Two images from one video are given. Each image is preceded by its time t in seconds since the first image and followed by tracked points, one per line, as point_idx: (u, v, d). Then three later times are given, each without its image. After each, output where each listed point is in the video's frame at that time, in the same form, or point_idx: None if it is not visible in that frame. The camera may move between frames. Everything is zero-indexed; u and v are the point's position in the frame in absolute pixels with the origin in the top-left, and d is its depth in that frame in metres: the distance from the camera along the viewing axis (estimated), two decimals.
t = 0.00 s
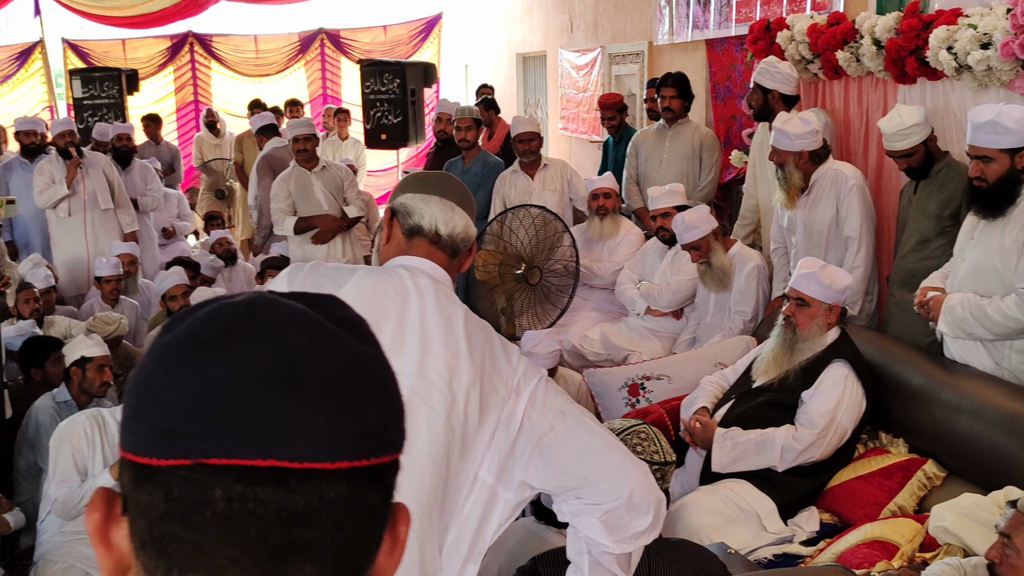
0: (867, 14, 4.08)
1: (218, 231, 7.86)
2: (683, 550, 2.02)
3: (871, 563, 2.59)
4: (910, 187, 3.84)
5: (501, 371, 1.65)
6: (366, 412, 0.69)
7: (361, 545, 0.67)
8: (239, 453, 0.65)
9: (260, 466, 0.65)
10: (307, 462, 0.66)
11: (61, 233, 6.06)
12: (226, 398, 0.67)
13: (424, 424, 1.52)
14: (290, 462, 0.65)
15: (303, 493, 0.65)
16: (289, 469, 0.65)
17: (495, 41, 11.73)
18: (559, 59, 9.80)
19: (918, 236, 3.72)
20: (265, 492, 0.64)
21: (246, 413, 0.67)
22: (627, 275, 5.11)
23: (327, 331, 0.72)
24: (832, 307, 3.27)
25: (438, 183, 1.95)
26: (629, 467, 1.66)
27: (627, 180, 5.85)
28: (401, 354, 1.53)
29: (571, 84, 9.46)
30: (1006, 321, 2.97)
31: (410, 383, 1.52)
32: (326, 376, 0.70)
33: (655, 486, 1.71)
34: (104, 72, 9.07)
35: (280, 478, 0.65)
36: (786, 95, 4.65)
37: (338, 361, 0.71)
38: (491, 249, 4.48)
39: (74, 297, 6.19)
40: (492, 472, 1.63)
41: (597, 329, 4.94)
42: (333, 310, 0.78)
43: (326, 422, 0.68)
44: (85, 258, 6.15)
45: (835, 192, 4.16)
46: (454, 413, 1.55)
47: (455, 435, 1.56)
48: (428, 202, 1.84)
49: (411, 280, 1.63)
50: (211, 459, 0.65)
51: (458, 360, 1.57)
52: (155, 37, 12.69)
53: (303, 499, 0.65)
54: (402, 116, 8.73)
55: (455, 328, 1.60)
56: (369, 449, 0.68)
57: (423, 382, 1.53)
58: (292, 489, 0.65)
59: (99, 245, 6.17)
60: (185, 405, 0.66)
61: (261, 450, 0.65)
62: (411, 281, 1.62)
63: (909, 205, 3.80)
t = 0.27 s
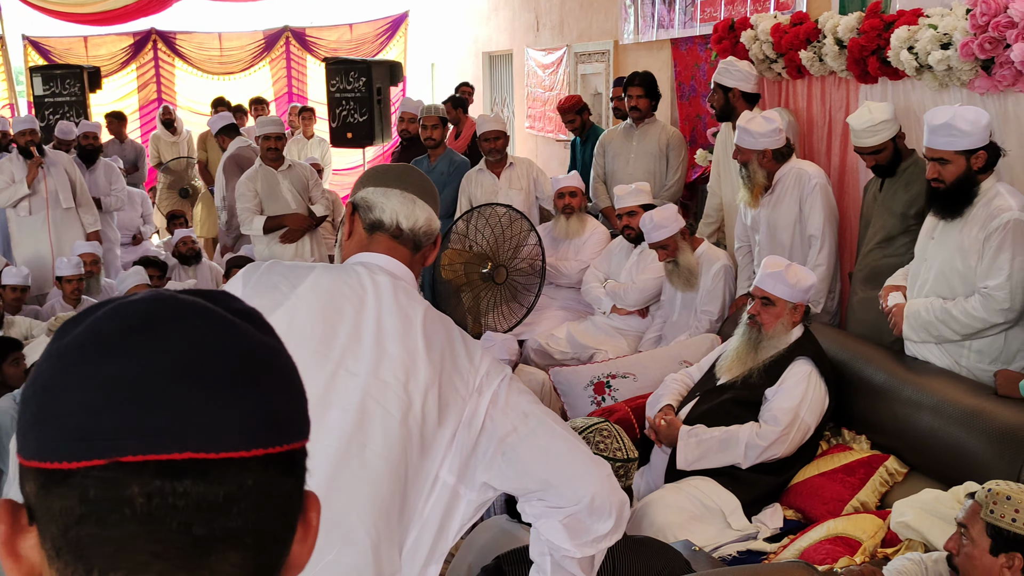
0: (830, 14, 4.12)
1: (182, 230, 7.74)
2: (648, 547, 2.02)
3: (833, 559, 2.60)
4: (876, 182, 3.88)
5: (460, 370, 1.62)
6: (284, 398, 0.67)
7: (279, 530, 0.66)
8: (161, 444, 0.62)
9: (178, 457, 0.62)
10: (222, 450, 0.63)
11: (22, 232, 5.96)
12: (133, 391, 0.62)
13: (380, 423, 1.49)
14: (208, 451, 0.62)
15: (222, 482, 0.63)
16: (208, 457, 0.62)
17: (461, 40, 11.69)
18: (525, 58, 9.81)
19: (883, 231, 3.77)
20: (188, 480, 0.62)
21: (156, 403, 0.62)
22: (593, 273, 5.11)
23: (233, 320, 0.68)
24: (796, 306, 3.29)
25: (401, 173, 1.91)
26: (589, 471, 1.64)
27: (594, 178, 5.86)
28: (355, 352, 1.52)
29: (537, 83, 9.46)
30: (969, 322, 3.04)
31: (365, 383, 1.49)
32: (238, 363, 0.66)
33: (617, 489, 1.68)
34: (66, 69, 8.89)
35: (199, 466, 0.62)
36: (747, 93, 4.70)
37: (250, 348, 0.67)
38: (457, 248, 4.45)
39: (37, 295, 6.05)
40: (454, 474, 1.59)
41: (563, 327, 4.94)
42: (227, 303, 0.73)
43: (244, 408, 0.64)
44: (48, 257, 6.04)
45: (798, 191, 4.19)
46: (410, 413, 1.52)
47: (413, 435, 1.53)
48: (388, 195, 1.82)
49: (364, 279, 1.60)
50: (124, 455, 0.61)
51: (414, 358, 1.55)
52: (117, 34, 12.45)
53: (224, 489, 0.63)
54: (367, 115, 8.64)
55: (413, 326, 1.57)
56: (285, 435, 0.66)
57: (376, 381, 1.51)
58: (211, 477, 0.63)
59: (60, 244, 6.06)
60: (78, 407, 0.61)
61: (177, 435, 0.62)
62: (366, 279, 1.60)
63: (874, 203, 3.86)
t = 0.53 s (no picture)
0: (799, 15, 4.15)
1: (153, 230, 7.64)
2: (620, 546, 2.02)
3: (803, 556, 2.63)
4: (851, 181, 3.89)
5: (425, 374, 1.63)
6: (224, 399, 0.68)
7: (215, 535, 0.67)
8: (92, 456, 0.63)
9: (112, 464, 0.63)
10: (162, 454, 0.65)
11: None
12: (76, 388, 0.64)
13: (342, 426, 1.50)
14: (145, 457, 0.64)
15: (154, 487, 0.64)
16: (138, 465, 0.64)
17: (434, 39, 11.66)
18: (497, 58, 9.80)
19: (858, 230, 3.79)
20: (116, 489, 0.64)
21: (97, 407, 0.64)
22: (565, 273, 5.11)
23: (180, 320, 0.69)
24: (768, 305, 3.32)
25: (378, 170, 1.91)
26: (559, 483, 1.67)
27: (568, 178, 5.87)
28: (318, 355, 1.54)
29: (510, 83, 9.45)
30: (939, 321, 3.04)
31: (325, 385, 1.52)
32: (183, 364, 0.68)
33: (588, 499, 1.72)
34: (34, 68, 8.75)
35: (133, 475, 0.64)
36: (715, 91, 4.73)
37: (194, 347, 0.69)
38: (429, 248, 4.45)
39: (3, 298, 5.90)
40: (421, 479, 1.61)
41: (536, 327, 4.94)
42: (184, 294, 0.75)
43: (184, 410, 0.66)
44: (16, 258, 5.89)
45: (769, 190, 4.22)
46: (373, 416, 1.54)
47: (377, 437, 1.54)
48: (363, 193, 1.81)
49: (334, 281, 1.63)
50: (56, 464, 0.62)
51: (378, 361, 1.56)
52: (87, 32, 12.15)
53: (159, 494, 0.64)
54: (340, 113, 8.59)
55: (376, 329, 1.59)
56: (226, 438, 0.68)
57: (339, 384, 1.53)
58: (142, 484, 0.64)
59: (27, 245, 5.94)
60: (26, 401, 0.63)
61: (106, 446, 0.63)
62: (330, 279, 1.63)
63: (847, 203, 3.88)
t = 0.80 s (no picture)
0: (773, 15, 4.18)
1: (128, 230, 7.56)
2: (597, 545, 2.02)
3: (778, 553, 2.64)
4: (829, 182, 3.90)
5: (385, 384, 1.62)
6: (207, 409, 0.68)
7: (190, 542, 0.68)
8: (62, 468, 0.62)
9: (85, 473, 0.63)
10: (139, 463, 0.65)
11: None
12: (55, 394, 0.64)
13: (296, 437, 1.53)
14: (121, 468, 0.64)
15: (131, 496, 0.65)
16: (118, 475, 0.64)
17: (409, 38, 11.63)
18: (474, 57, 9.79)
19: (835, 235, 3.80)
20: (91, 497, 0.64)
21: (69, 411, 0.64)
22: (542, 272, 5.11)
23: (158, 327, 0.70)
24: (742, 304, 3.33)
25: (364, 166, 1.88)
26: (523, 503, 1.66)
27: (546, 177, 5.89)
28: (276, 365, 1.56)
29: (486, 82, 9.45)
30: (913, 312, 3.07)
31: (280, 396, 1.54)
32: (163, 372, 0.68)
33: (555, 517, 1.71)
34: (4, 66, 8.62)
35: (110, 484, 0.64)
36: (693, 92, 4.75)
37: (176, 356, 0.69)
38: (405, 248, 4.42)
39: None
40: (385, 490, 1.63)
41: (513, 326, 4.93)
42: (168, 300, 0.75)
43: (162, 418, 0.66)
44: None
45: (743, 188, 4.25)
46: (328, 428, 1.56)
47: (332, 448, 1.56)
48: (343, 194, 1.80)
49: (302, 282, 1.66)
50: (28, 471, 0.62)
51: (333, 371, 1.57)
52: (60, 31, 11.91)
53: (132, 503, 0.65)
54: (316, 113, 8.54)
55: (332, 339, 1.59)
56: (209, 448, 0.68)
57: (293, 395, 1.54)
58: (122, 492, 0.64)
59: None
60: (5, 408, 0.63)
61: (85, 455, 0.63)
62: (297, 284, 1.65)
63: (824, 206, 3.89)
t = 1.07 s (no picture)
0: (751, 14, 4.19)
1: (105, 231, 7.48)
2: (575, 543, 2.01)
3: (756, 550, 2.64)
4: (805, 179, 3.93)
5: (339, 390, 1.58)
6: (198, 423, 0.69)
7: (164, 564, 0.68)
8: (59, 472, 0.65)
9: (65, 483, 0.65)
10: (124, 475, 0.66)
11: None
12: (57, 402, 0.67)
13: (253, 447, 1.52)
14: (108, 479, 0.65)
15: (114, 508, 0.66)
16: (102, 487, 0.65)
17: (389, 37, 11.60)
18: (453, 56, 9.78)
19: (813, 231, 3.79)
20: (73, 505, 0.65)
21: (56, 419, 0.66)
22: (522, 271, 5.11)
23: (159, 337, 0.72)
24: (719, 302, 3.33)
25: (335, 169, 1.86)
26: (486, 511, 1.67)
27: (525, 177, 5.89)
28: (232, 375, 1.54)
29: (466, 81, 9.44)
30: (891, 295, 3.11)
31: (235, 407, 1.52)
32: (164, 381, 0.70)
33: (517, 521, 1.72)
34: None
35: (95, 495, 0.65)
36: (672, 93, 4.76)
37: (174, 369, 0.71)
38: (386, 247, 4.35)
39: None
40: (347, 500, 1.62)
41: (493, 326, 4.93)
42: (190, 306, 0.77)
43: (148, 432, 0.67)
44: None
45: (721, 187, 4.26)
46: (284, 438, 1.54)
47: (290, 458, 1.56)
48: (314, 198, 1.79)
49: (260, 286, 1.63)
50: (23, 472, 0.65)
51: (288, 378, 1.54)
52: (37, 30, 11.86)
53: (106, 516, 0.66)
54: (296, 112, 8.48)
55: (285, 347, 1.56)
56: (198, 461, 0.68)
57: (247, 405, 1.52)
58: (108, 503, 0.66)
59: None
60: (17, 405, 0.67)
61: (78, 461, 0.65)
62: (260, 284, 1.63)
63: (801, 204, 3.90)
